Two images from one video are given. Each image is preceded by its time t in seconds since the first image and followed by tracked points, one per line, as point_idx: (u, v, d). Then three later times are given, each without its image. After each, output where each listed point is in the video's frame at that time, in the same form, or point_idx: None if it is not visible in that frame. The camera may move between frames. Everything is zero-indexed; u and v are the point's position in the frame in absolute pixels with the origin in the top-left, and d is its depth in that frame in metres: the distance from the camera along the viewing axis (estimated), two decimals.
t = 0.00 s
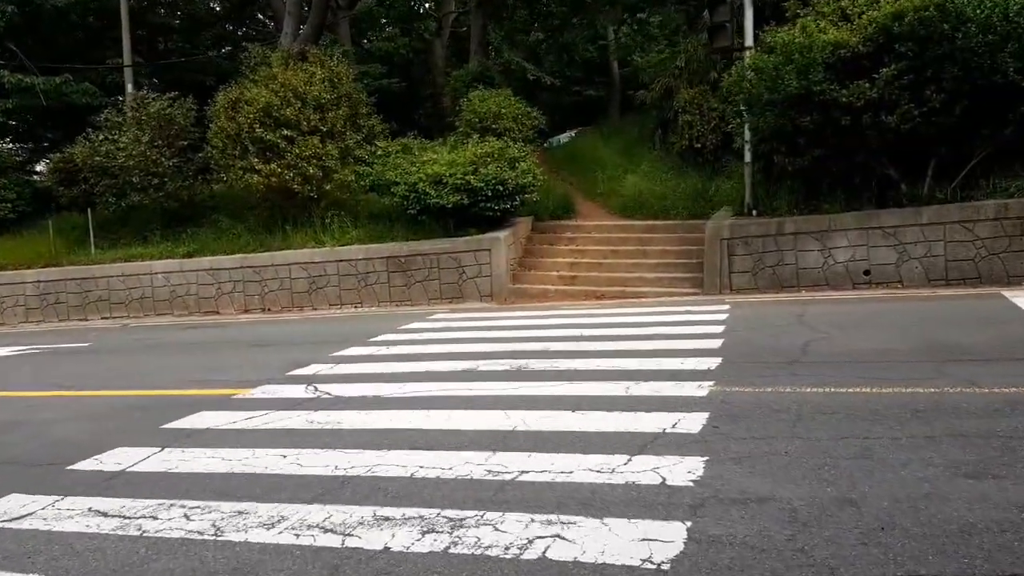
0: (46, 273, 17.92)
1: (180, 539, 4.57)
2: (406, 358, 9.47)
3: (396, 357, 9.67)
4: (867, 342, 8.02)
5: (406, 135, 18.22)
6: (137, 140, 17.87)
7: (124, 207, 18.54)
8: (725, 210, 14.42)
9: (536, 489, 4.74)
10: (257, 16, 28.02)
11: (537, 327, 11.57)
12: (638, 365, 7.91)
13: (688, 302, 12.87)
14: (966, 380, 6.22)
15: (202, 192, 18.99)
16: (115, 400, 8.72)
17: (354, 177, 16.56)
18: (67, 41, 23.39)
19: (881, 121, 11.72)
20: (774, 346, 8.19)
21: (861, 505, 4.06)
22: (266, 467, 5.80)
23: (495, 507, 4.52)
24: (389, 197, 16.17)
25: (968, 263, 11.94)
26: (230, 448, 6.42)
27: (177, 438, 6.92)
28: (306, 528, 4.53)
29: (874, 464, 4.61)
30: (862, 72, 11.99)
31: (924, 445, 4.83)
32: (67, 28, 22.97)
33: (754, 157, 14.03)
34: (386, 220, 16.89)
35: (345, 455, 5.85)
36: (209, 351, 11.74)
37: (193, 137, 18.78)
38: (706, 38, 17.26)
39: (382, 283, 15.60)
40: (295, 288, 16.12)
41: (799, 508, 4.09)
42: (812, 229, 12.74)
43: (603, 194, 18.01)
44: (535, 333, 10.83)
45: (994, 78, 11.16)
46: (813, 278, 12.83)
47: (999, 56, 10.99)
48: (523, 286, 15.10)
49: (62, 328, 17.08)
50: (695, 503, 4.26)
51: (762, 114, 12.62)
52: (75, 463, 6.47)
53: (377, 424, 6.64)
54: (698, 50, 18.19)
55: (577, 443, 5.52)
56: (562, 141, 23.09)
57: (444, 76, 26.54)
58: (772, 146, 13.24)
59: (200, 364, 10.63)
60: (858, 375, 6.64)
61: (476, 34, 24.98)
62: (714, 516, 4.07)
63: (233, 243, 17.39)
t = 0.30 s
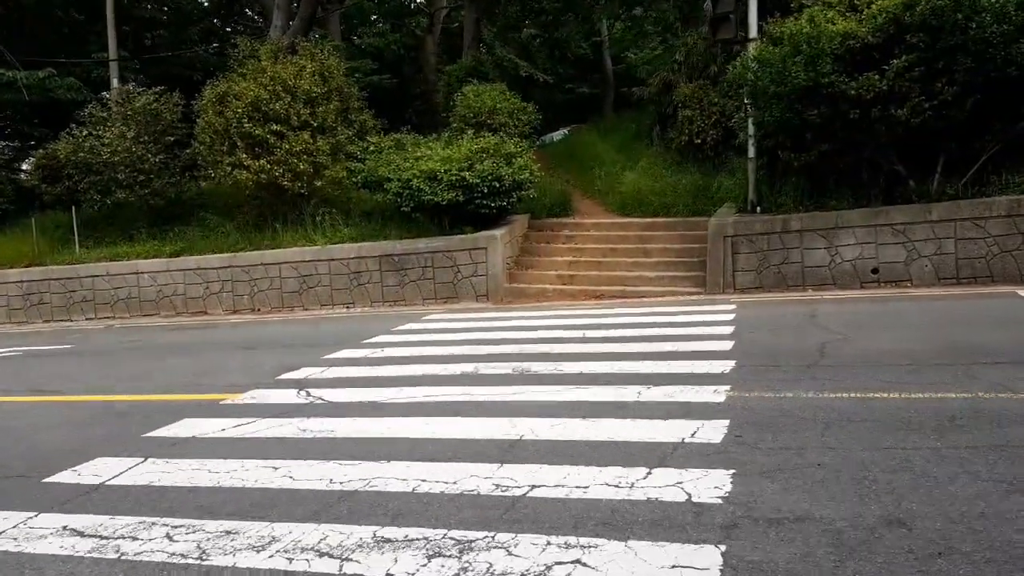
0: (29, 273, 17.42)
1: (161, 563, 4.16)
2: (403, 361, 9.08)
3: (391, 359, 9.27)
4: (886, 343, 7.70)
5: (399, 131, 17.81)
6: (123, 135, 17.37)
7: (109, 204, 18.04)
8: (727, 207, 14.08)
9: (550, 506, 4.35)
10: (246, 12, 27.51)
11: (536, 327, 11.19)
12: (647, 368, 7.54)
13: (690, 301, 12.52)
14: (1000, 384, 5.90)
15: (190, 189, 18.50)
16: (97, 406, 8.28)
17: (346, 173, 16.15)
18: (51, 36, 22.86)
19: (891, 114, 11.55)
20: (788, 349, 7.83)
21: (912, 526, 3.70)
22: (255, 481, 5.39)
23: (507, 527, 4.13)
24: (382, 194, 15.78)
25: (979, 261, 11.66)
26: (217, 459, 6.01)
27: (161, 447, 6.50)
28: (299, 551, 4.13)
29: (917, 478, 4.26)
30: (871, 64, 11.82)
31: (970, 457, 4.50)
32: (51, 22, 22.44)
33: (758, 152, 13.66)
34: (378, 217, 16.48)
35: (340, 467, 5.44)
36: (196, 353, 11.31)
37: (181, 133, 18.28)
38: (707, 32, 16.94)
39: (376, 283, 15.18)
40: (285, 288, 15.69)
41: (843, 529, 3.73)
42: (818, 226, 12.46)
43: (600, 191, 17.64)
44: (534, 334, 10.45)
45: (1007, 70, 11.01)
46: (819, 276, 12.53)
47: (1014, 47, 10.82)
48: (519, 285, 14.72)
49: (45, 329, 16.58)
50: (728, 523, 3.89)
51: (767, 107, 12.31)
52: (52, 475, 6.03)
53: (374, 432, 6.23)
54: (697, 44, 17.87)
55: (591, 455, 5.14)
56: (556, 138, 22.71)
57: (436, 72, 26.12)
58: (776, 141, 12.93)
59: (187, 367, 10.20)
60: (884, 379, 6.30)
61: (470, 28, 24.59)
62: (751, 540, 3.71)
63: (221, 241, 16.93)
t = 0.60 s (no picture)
0: (11, 277, 16.94)
1: None
2: (395, 369, 8.66)
3: (384, 367, 8.88)
4: (902, 350, 7.36)
5: (390, 130, 17.39)
6: (107, 135, 16.90)
7: (94, 206, 17.56)
8: (728, 207, 13.73)
9: (558, 538, 3.97)
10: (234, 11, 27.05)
11: (533, 332, 10.82)
12: (652, 378, 7.16)
13: (692, 304, 12.16)
14: None
15: (176, 191, 18.04)
16: (74, 419, 7.86)
17: (336, 174, 15.73)
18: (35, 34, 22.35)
19: (897, 110, 11.24)
20: (800, 357, 7.46)
21: (964, 564, 3.35)
22: (237, 507, 4.99)
23: (512, 564, 3.75)
24: (373, 194, 15.40)
25: (988, 261, 11.34)
26: (197, 481, 5.60)
27: (139, 467, 6.09)
28: None
29: (960, 505, 3.92)
30: (877, 59, 11.47)
31: (1014, 481, 4.16)
32: (34, 20, 21.94)
33: (759, 150, 13.30)
34: (369, 218, 16.06)
35: (329, 491, 5.06)
36: (180, 360, 10.87)
37: (167, 133, 17.82)
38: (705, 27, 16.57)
39: (367, 286, 14.77)
40: (274, 292, 15.27)
41: (886, 567, 3.37)
42: (822, 226, 12.12)
43: (596, 190, 17.28)
44: (531, 339, 10.06)
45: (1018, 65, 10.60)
46: (823, 277, 12.20)
47: None
48: (515, 287, 14.34)
49: (27, 334, 16.10)
50: (758, 561, 3.52)
51: (770, 104, 11.99)
52: (20, 499, 5.61)
53: (365, 449, 5.85)
54: (694, 41, 17.49)
55: (599, 477, 4.75)
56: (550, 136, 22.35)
57: (429, 71, 25.71)
58: (779, 139, 12.61)
59: (172, 375, 9.78)
60: (907, 390, 5.96)
61: (462, 26, 24.20)
62: None
63: (208, 244, 16.49)
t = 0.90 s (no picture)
0: None
1: None
2: (387, 381, 8.29)
3: (375, 378, 8.51)
4: (918, 363, 7.06)
5: (382, 130, 17.00)
6: (93, 136, 16.46)
7: (80, 208, 17.13)
8: (729, 210, 13.41)
9: None
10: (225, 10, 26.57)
11: (530, 339, 10.46)
12: (658, 393, 6.80)
13: (694, 310, 11.83)
14: None
15: (164, 193, 17.62)
16: (48, 434, 7.45)
17: (327, 176, 15.34)
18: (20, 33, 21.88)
19: (905, 111, 10.95)
20: (812, 370, 7.12)
21: None
22: (215, 540, 4.61)
23: None
24: (365, 197, 15.05)
25: (998, 267, 11.13)
26: (174, 508, 5.21)
27: (113, 491, 5.69)
28: None
29: (1003, 544, 3.61)
30: (883, 59, 11.16)
31: None
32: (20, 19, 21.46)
33: (761, 152, 12.97)
34: (361, 221, 15.70)
35: (315, 522, 4.69)
36: (164, 369, 10.47)
37: (155, 133, 17.38)
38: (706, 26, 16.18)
39: (359, 291, 14.40)
40: (263, 297, 14.89)
41: None
42: (827, 230, 11.83)
43: (593, 192, 16.93)
44: (528, 348, 9.69)
45: None
46: (828, 283, 11.90)
47: None
48: (510, 292, 13.99)
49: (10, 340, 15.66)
50: None
51: (774, 104, 11.70)
52: None
53: (354, 472, 5.49)
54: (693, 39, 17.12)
55: (607, 508, 4.40)
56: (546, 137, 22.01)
57: (422, 71, 25.33)
58: (782, 140, 12.30)
59: (154, 385, 9.38)
60: (929, 410, 5.67)
61: (457, 25, 23.82)
62: None
63: (196, 247, 16.07)
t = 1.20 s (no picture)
0: None
1: None
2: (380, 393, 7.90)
3: (368, 387, 8.13)
4: (939, 376, 6.74)
5: (376, 130, 16.61)
6: (80, 136, 16.02)
7: (66, 210, 16.68)
8: (732, 213, 13.09)
9: None
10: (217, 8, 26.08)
11: (529, 345, 10.10)
12: (666, 407, 6.43)
13: (697, 315, 11.48)
14: None
15: (153, 194, 17.19)
16: (22, 448, 7.04)
17: (320, 177, 14.95)
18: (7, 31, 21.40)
19: (915, 111, 10.63)
20: (827, 383, 6.77)
21: None
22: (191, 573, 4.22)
23: None
24: (359, 198, 14.67)
25: (1011, 271, 10.88)
26: (150, 535, 4.82)
27: (87, 514, 5.29)
28: None
29: None
30: (892, 57, 10.82)
31: None
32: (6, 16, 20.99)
33: (766, 153, 12.61)
34: (355, 224, 15.32)
35: (300, 554, 4.32)
36: (148, 378, 10.06)
37: (144, 133, 16.95)
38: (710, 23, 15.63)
39: (353, 295, 14.02)
40: (254, 300, 14.49)
41: None
42: (834, 233, 11.54)
43: (591, 194, 16.57)
44: (527, 355, 9.31)
45: None
46: (835, 288, 11.61)
47: None
48: (508, 297, 13.65)
49: None
50: None
51: (779, 104, 11.39)
52: None
53: (344, 495, 5.12)
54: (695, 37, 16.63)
55: (619, 540, 4.05)
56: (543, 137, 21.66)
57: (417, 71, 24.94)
58: (788, 142, 11.93)
59: (138, 394, 8.97)
60: (957, 429, 5.37)
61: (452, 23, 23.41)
62: None
63: (186, 249, 15.66)
